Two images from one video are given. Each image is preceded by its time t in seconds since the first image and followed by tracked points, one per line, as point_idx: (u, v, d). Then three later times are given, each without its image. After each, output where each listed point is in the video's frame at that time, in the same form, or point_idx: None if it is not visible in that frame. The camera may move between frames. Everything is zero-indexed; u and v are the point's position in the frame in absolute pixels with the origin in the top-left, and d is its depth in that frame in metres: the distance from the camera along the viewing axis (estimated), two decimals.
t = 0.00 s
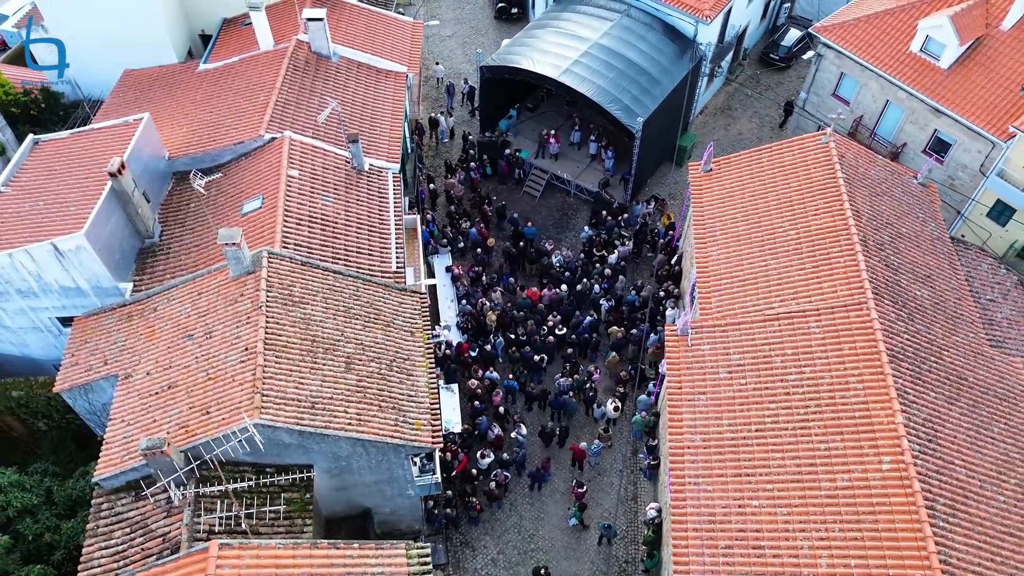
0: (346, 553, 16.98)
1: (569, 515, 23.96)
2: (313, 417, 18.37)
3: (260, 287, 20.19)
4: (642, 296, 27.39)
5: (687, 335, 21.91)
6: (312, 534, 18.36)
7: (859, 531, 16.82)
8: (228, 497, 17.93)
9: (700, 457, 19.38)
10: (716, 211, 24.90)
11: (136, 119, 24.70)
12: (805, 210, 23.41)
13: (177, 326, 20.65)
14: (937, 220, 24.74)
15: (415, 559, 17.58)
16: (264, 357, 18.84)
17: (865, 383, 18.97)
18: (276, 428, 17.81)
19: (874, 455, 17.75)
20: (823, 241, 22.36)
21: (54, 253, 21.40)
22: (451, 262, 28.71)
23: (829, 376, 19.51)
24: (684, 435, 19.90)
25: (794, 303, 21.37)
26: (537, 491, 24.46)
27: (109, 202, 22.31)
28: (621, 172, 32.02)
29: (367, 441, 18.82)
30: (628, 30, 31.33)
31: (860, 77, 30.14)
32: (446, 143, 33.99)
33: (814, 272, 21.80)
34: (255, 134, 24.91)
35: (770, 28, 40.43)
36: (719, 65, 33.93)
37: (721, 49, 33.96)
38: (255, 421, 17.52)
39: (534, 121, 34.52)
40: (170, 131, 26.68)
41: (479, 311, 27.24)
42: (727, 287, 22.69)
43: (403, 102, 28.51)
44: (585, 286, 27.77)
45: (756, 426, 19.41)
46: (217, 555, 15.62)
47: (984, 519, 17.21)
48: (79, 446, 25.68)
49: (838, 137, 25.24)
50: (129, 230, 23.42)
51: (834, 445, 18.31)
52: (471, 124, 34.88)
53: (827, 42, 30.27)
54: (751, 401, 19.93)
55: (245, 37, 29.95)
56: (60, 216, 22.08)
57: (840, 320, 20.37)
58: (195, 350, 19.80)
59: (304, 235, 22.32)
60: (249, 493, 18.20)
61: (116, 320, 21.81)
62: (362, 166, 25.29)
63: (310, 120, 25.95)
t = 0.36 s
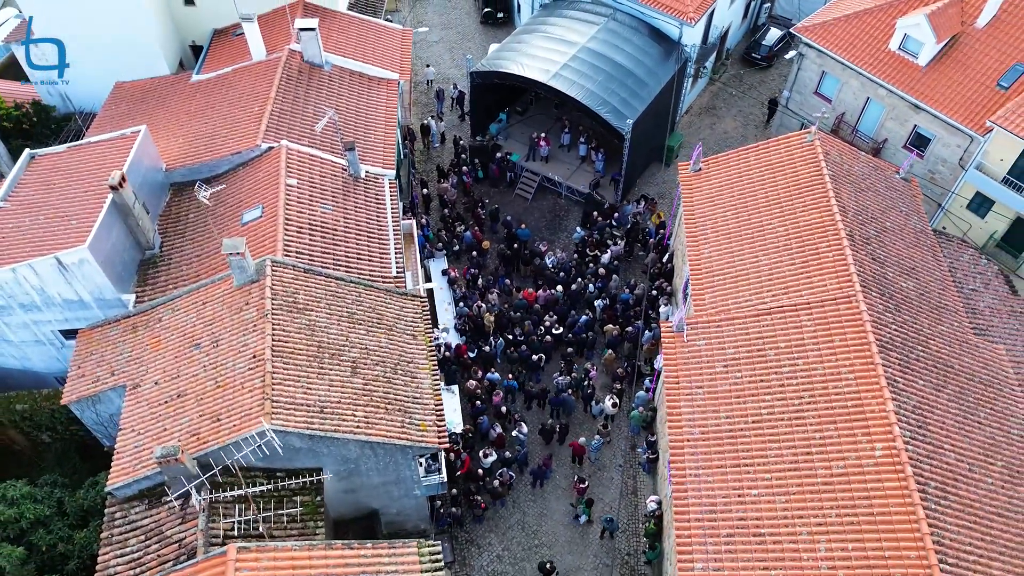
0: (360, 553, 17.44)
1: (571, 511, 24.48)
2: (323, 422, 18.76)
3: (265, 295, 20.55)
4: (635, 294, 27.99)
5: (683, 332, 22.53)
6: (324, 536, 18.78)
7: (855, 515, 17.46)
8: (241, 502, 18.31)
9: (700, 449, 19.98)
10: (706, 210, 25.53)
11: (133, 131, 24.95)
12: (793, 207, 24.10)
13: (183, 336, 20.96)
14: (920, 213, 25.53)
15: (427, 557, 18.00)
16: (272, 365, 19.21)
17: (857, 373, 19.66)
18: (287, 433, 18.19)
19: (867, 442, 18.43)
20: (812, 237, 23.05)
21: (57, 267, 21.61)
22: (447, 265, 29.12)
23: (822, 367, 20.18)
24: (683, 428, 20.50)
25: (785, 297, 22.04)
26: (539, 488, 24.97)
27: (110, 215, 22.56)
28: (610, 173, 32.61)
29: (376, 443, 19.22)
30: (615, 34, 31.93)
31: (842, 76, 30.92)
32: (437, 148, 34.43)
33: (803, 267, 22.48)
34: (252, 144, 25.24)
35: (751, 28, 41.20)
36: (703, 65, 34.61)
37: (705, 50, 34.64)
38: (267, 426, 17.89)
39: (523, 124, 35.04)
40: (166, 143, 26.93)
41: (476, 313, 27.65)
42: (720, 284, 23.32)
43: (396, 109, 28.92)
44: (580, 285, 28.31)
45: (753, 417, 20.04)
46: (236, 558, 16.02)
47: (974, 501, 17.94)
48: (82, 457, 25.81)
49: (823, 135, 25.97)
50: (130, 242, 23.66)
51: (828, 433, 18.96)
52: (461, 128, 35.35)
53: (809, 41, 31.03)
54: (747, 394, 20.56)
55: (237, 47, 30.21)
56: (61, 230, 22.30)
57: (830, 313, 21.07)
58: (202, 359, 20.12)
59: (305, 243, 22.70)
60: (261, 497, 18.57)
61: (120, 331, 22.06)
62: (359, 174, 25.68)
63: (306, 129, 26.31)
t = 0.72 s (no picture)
0: (372, 552, 17.87)
1: (574, 507, 24.99)
2: (331, 425, 19.10)
3: (269, 303, 20.89)
4: (629, 293, 28.56)
5: (678, 328, 23.11)
6: (335, 537, 19.16)
7: (850, 501, 18.10)
8: (253, 506, 18.68)
9: (699, 442, 20.56)
10: (697, 209, 26.14)
11: (130, 144, 25.19)
12: (782, 205, 24.76)
13: (189, 345, 21.26)
14: (904, 208, 26.29)
15: (437, 555, 18.43)
16: (280, 371, 19.55)
17: (848, 364, 20.33)
18: (296, 438, 18.53)
19: (860, 430, 19.09)
20: (800, 233, 23.71)
21: (61, 280, 21.83)
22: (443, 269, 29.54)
23: (814, 359, 20.83)
24: (682, 423, 21.07)
25: (777, 293, 22.67)
26: (541, 486, 25.47)
27: (112, 227, 22.79)
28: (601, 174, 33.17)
29: (383, 445, 19.58)
30: (602, 37, 32.52)
31: (824, 75, 31.67)
32: (429, 153, 34.86)
33: (793, 263, 23.13)
34: (249, 154, 25.55)
35: (734, 28, 41.95)
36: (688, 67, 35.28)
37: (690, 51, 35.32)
38: (277, 431, 18.23)
39: (514, 127, 35.55)
40: (163, 154, 27.16)
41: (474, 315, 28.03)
42: (713, 281, 23.92)
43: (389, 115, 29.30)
44: (575, 285, 28.81)
45: (750, 410, 20.63)
46: (251, 561, 16.40)
47: (963, 484, 18.64)
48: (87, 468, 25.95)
49: (808, 134, 26.64)
50: (132, 253, 23.91)
51: (822, 423, 19.60)
52: (452, 132, 35.80)
53: (791, 42, 31.75)
54: (743, 387, 21.15)
55: (229, 57, 30.43)
56: (63, 243, 22.53)
57: (821, 306, 21.72)
58: (209, 367, 20.44)
59: (306, 250, 23.05)
60: (272, 501, 18.92)
61: (125, 341, 22.31)
62: (356, 181, 26.05)
63: (301, 137, 26.64)
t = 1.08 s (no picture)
0: (384, 551, 18.31)
1: (575, 503, 25.51)
2: (338, 429, 19.43)
3: (273, 311, 21.22)
4: (623, 292, 29.12)
5: (673, 325, 23.70)
6: (345, 539, 19.58)
7: (846, 489, 18.71)
8: (264, 511, 19.06)
9: (697, 436, 21.14)
10: (688, 208, 26.75)
11: (128, 156, 25.45)
12: (771, 202, 25.41)
13: (194, 353, 21.56)
14: (888, 203, 27.03)
15: (446, 553, 18.91)
16: (286, 378, 19.88)
17: (839, 356, 20.98)
18: (306, 442, 18.86)
19: (853, 420, 19.73)
20: (790, 230, 24.36)
21: (64, 293, 22.04)
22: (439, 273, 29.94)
23: (807, 352, 21.46)
24: (680, 417, 21.64)
25: (769, 288, 23.30)
26: (542, 483, 25.96)
27: (113, 239, 23.03)
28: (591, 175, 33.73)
29: (390, 447, 19.92)
30: (589, 41, 33.09)
31: (807, 74, 32.39)
32: (421, 158, 35.27)
33: (784, 259, 23.77)
34: (246, 163, 25.84)
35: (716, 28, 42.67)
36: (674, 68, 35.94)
37: (675, 53, 36.00)
38: (287, 437, 18.56)
39: (504, 131, 36.06)
40: (159, 165, 27.38)
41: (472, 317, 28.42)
42: (705, 278, 24.52)
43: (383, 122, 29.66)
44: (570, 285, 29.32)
45: (746, 403, 21.23)
46: (268, 563, 16.77)
47: (953, 469, 19.34)
48: (91, 478, 26.02)
49: (794, 132, 27.29)
50: (132, 264, 24.14)
51: (816, 415, 20.21)
52: (443, 137, 36.25)
53: (774, 42, 32.44)
54: (738, 381, 21.76)
55: (222, 67, 30.66)
56: (65, 256, 22.74)
57: (812, 301, 22.36)
58: (216, 376, 20.75)
59: (307, 258, 23.41)
60: (283, 505, 19.31)
61: (130, 352, 22.56)
62: (352, 188, 26.41)
63: (297, 146, 26.97)
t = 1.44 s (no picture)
0: (395, 551, 18.73)
1: (576, 499, 26.02)
2: (346, 433, 19.77)
3: (277, 318, 21.56)
4: (616, 291, 29.71)
5: (668, 323, 24.34)
6: (355, 540, 20.00)
7: (841, 477, 19.34)
8: (274, 515, 19.44)
9: (695, 430, 21.72)
10: (679, 207, 27.35)
11: (126, 169, 25.71)
12: (759, 200, 26.06)
13: (199, 362, 21.86)
14: (872, 198, 27.78)
15: (455, 550, 19.34)
16: (293, 384, 20.23)
17: (829, 349, 21.64)
18: (315, 446, 19.22)
19: (845, 410, 20.39)
20: (779, 227, 25.02)
21: (67, 306, 22.24)
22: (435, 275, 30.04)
23: (798, 346, 22.11)
24: (678, 412, 22.23)
25: (760, 285, 23.94)
26: (543, 480, 26.45)
27: (114, 252, 23.26)
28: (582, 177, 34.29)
29: (396, 449, 20.29)
30: (577, 45, 33.66)
31: (790, 73, 33.11)
32: (413, 163, 35.67)
33: (774, 255, 24.41)
34: (244, 173, 26.15)
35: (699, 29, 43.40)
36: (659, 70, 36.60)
37: (660, 55, 36.66)
38: (296, 441, 18.92)
39: (494, 135, 36.58)
40: (156, 176, 27.61)
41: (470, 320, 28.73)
42: (698, 275, 25.12)
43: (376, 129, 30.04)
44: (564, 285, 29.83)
45: (741, 396, 21.84)
46: (283, 566, 17.15)
47: (942, 455, 20.03)
48: (95, 489, 26.28)
49: (780, 131, 27.97)
50: (133, 276, 24.36)
51: (810, 406, 20.85)
52: (434, 142, 36.67)
53: (757, 43, 33.13)
54: (733, 375, 22.37)
55: (215, 78, 30.92)
56: (67, 270, 22.96)
57: (802, 296, 23.02)
58: (222, 384, 21.07)
59: (307, 265, 23.76)
60: (293, 509, 19.72)
61: (134, 362, 22.81)
62: (349, 196, 26.79)
63: (293, 155, 27.32)
